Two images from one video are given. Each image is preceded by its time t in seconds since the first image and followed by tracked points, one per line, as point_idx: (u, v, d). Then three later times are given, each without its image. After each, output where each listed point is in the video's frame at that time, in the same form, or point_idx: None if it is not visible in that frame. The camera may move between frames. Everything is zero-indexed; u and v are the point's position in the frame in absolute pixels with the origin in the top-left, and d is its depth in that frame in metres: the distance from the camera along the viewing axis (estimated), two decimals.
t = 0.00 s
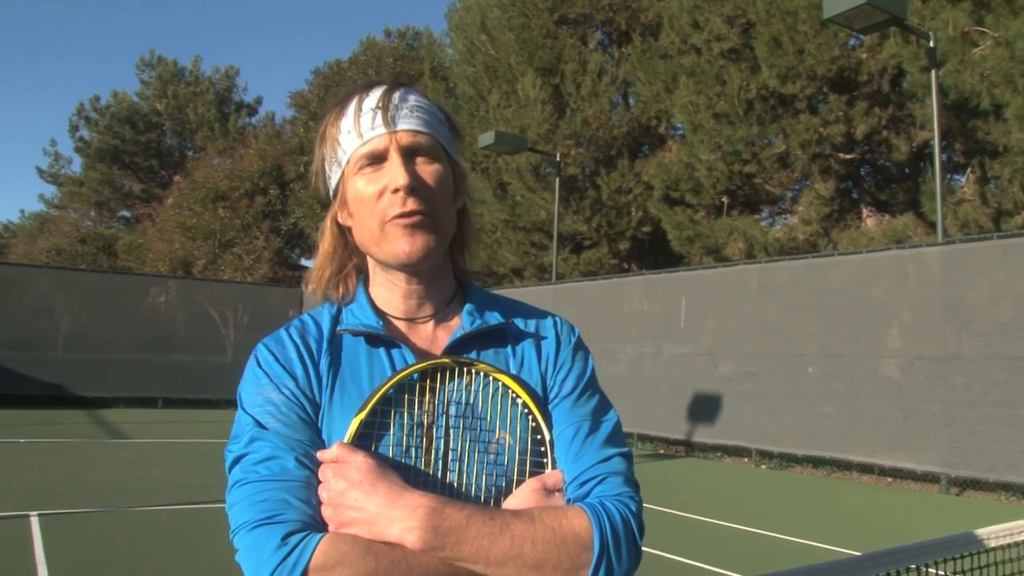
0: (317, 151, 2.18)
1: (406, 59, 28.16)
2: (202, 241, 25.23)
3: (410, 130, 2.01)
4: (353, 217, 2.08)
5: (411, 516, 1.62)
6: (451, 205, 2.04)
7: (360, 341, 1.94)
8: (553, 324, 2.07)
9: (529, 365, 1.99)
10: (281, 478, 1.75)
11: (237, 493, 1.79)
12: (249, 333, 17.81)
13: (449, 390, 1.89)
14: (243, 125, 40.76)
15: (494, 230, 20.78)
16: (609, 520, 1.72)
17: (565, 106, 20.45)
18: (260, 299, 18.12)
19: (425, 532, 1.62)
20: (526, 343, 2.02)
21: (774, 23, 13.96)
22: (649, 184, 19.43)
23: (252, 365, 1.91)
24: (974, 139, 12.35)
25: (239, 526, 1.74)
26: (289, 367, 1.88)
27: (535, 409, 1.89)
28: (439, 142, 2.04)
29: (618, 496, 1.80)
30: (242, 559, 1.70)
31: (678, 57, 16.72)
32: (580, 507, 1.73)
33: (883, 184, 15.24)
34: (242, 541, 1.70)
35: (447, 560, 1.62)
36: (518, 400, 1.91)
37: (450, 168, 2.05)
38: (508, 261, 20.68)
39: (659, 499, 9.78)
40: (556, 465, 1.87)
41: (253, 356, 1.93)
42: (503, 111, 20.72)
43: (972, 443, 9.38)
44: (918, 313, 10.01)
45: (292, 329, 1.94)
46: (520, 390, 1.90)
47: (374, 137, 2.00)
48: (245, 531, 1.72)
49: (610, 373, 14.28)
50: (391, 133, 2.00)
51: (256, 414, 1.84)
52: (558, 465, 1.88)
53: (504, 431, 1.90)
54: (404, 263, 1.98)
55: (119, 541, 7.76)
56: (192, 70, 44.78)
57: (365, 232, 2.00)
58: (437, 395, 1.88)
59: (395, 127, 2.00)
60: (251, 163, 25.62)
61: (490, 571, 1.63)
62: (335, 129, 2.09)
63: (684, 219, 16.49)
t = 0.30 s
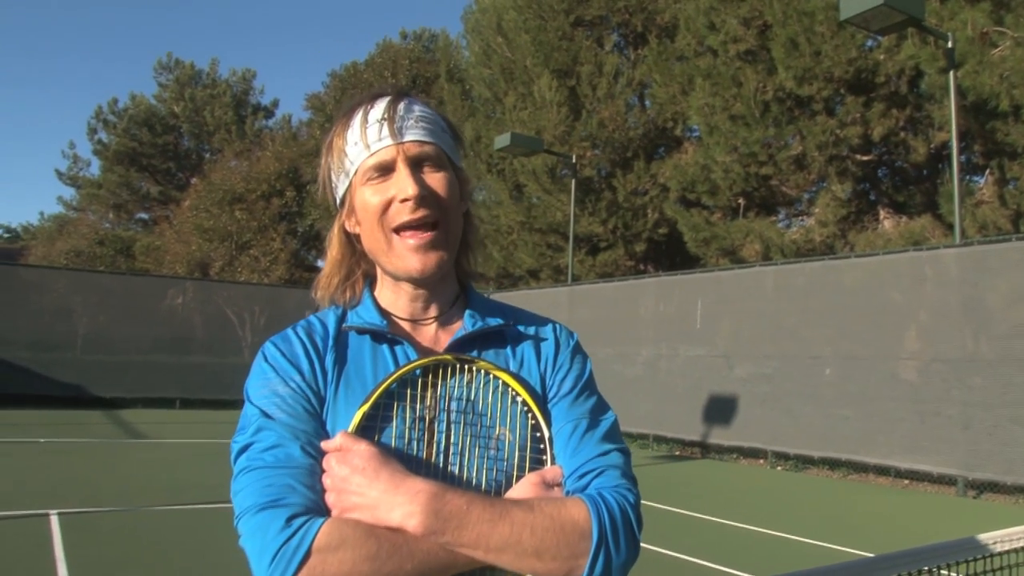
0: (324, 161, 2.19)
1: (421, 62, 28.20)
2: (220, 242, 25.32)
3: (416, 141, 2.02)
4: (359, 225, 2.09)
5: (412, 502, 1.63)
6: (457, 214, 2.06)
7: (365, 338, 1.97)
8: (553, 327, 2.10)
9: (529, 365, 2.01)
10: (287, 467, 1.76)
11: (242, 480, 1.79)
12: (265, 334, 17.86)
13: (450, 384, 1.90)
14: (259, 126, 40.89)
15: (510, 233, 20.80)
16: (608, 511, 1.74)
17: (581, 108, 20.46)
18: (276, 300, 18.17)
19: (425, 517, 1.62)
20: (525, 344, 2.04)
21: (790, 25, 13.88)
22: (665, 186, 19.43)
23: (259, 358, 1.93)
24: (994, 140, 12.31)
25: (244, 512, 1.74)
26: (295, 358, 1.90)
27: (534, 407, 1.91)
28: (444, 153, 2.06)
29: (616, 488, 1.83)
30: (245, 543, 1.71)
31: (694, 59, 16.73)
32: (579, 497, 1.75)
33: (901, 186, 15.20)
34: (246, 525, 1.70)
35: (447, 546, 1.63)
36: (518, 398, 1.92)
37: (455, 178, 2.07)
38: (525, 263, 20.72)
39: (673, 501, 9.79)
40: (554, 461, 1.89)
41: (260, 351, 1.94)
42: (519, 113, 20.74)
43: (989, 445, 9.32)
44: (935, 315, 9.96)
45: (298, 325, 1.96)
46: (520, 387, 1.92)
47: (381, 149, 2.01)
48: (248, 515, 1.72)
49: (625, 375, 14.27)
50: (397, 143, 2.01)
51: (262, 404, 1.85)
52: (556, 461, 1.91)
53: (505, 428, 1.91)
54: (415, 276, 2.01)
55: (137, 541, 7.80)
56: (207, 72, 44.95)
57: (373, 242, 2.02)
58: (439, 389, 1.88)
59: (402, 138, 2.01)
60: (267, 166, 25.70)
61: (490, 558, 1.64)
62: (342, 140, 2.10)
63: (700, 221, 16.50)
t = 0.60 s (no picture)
0: (328, 170, 2.20)
1: (441, 57, 28.21)
2: (243, 239, 25.43)
3: (407, 137, 2.02)
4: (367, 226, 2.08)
5: (430, 492, 1.62)
6: (457, 201, 2.04)
7: (381, 334, 1.96)
8: (563, 322, 2.09)
9: (542, 359, 2.00)
10: (306, 460, 1.76)
11: (264, 473, 1.80)
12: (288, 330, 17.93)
13: (467, 378, 1.89)
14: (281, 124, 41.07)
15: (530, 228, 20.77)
16: (624, 501, 1.73)
17: (600, 102, 20.41)
18: (298, 297, 18.22)
19: (445, 506, 1.62)
20: (538, 339, 2.03)
21: (811, 15, 13.75)
22: (686, 179, 19.35)
23: (278, 354, 1.93)
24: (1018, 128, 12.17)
25: (266, 504, 1.75)
26: (313, 353, 1.89)
27: (550, 401, 1.90)
28: (438, 145, 2.04)
29: (631, 477, 1.82)
30: (268, 535, 1.72)
31: (713, 51, 16.64)
32: (596, 486, 1.74)
33: (924, 176, 15.05)
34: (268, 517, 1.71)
35: (467, 535, 1.62)
36: (533, 392, 1.91)
37: (452, 169, 2.05)
38: (545, 258, 20.69)
39: (695, 496, 9.74)
40: (569, 454, 1.88)
41: (279, 349, 1.94)
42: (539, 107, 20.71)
43: (1015, 438, 9.20)
44: (960, 306, 9.85)
45: (315, 322, 1.96)
46: (534, 380, 1.90)
47: (374, 148, 2.01)
48: (272, 507, 1.73)
49: (647, 369, 14.22)
50: (389, 142, 2.01)
51: (282, 399, 1.86)
52: (571, 453, 1.90)
53: (520, 421, 1.89)
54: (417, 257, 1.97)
55: (160, 536, 7.84)
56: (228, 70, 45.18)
57: (377, 237, 2.00)
58: (455, 383, 1.87)
59: (392, 136, 2.01)
60: (288, 163, 25.78)
61: (511, 547, 1.63)
62: (340, 148, 2.11)
63: (720, 214, 16.42)
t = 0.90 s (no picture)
0: (335, 176, 2.21)
1: (459, 60, 28.26)
2: (263, 242, 25.52)
3: (415, 145, 2.02)
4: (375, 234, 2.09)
5: (439, 492, 1.63)
6: (465, 210, 2.05)
7: (390, 337, 1.96)
8: (572, 321, 2.09)
9: (550, 359, 2.00)
10: (315, 463, 1.77)
11: (275, 477, 1.81)
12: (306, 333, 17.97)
13: (475, 378, 1.89)
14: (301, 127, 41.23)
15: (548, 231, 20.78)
16: (632, 495, 1.73)
17: (619, 105, 20.41)
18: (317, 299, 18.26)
19: (453, 507, 1.62)
20: (546, 338, 2.03)
21: (829, 17, 13.77)
22: (704, 181, 19.31)
23: (288, 361, 1.94)
24: None
25: (277, 508, 1.76)
26: (322, 358, 1.90)
27: (557, 398, 1.89)
28: (446, 153, 2.05)
29: (640, 473, 1.81)
30: (279, 538, 1.73)
31: (733, 53, 16.63)
32: (604, 482, 1.74)
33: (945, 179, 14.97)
34: (280, 519, 1.72)
35: (476, 533, 1.63)
36: (540, 390, 1.91)
37: (460, 177, 2.06)
38: (563, 261, 20.69)
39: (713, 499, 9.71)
40: (578, 451, 1.87)
41: (289, 355, 1.95)
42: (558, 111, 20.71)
43: None
44: (981, 309, 9.78)
45: (324, 328, 1.97)
46: (541, 379, 1.90)
47: (383, 157, 2.01)
48: (282, 510, 1.74)
49: (665, 372, 14.18)
50: (398, 150, 2.01)
51: (292, 404, 1.87)
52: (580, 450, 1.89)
53: (528, 419, 1.89)
54: (429, 269, 1.99)
55: (179, 537, 7.88)
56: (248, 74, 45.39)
57: (388, 246, 2.01)
58: (463, 384, 1.88)
59: (401, 144, 2.01)
60: (307, 166, 25.86)
61: (519, 545, 1.63)
62: (348, 156, 2.11)
63: (739, 217, 16.38)
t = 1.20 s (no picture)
0: (346, 176, 2.22)
1: (475, 60, 28.26)
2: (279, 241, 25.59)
3: (425, 140, 2.02)
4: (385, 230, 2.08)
5: (453, 500, 1.61)
6: (475, 204, 2.04)
7: (404, 339, 1.96)
8: (584, 323, 2.09)
9: (563, 361, 2.00)
10: (329, 469, 1.75)
11: (288, 482, 1.79)
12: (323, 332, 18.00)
13: (490, 382, 1.87)
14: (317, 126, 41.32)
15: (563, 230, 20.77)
16: (645, 502, 1.73)
17: (635, 104, 20.38)
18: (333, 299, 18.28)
19: (469, 515, 1.60)
20: (559, 341, 2.02)
21: (847, 16, 13.78)
22: (720, 180, 19.25)
23: (301, 362, 1.93)
24: None
25: (291, 513, 1.74)
26: (336, 361, 1.89)
27: (569, 401, 1.88)
28: (456, 148, 2.05)
29: (653, 481, 1.82)
30: (294, 544, 1.71)
31: (748, 52, 16.58)
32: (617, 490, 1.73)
33: (963, 177, 14.85)
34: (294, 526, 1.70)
35: (490, 541, 1.61)
36: (553, 394, 1.89)
37: (469, 171, 2.06)
38: (578, 260, 20.67)
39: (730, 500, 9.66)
40: (590, 457, 1.87)
41: (302, 356, 1.94)
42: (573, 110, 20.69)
43: None
44: (1001, 309, 9.70)
45: (337, 329, 1.95)
46: (554, 382, 1.89)
47: (393, 150, 2.01)
48: (297, 517, 1.72)
49: (681, 372, 14.14)
50: (407, 144, 2.01)
51: (305, 407, 1.85)
52: (592, 455, 1.89)
53: (541, 423, 1.88)
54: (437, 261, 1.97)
55: (196, 535, 7.90)
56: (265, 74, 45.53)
57: (397, 240, 2.00)
58: (477, 389, 1.85)
59: (410, 138, 2.02)
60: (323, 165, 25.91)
61: (534, 553, 1.62)
62: (360, 154, 2.13)
63: (754, 216, 16.33)
